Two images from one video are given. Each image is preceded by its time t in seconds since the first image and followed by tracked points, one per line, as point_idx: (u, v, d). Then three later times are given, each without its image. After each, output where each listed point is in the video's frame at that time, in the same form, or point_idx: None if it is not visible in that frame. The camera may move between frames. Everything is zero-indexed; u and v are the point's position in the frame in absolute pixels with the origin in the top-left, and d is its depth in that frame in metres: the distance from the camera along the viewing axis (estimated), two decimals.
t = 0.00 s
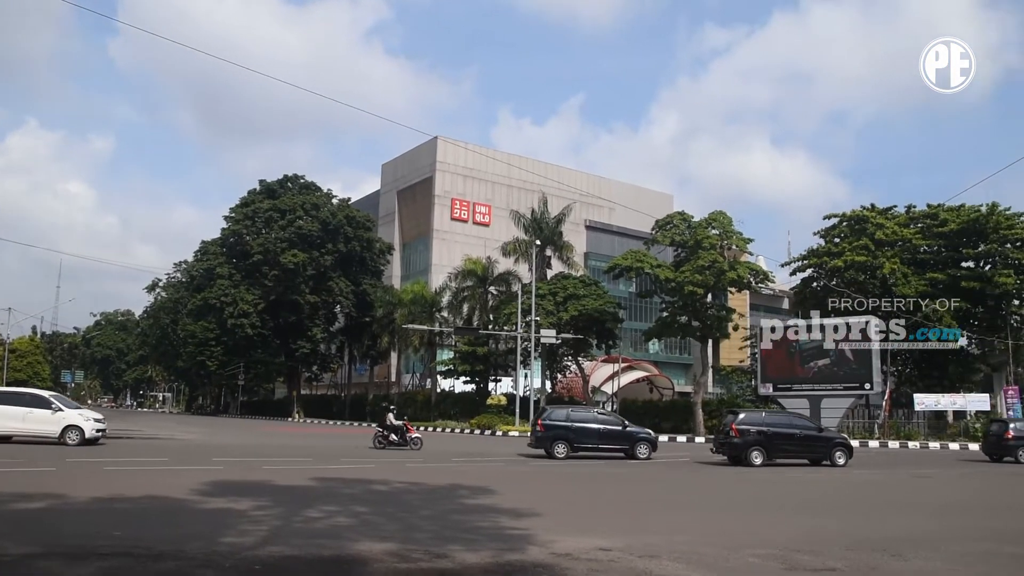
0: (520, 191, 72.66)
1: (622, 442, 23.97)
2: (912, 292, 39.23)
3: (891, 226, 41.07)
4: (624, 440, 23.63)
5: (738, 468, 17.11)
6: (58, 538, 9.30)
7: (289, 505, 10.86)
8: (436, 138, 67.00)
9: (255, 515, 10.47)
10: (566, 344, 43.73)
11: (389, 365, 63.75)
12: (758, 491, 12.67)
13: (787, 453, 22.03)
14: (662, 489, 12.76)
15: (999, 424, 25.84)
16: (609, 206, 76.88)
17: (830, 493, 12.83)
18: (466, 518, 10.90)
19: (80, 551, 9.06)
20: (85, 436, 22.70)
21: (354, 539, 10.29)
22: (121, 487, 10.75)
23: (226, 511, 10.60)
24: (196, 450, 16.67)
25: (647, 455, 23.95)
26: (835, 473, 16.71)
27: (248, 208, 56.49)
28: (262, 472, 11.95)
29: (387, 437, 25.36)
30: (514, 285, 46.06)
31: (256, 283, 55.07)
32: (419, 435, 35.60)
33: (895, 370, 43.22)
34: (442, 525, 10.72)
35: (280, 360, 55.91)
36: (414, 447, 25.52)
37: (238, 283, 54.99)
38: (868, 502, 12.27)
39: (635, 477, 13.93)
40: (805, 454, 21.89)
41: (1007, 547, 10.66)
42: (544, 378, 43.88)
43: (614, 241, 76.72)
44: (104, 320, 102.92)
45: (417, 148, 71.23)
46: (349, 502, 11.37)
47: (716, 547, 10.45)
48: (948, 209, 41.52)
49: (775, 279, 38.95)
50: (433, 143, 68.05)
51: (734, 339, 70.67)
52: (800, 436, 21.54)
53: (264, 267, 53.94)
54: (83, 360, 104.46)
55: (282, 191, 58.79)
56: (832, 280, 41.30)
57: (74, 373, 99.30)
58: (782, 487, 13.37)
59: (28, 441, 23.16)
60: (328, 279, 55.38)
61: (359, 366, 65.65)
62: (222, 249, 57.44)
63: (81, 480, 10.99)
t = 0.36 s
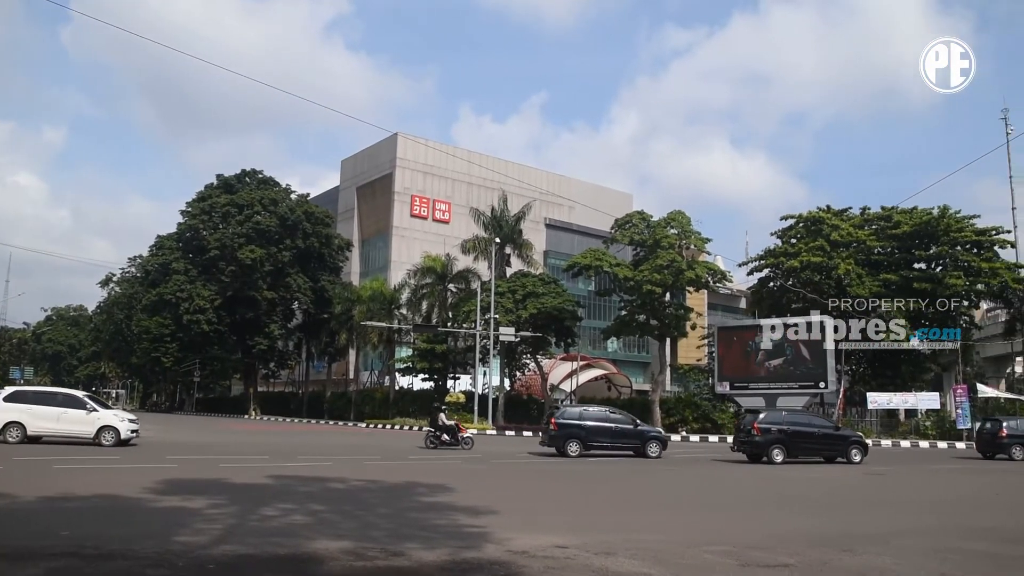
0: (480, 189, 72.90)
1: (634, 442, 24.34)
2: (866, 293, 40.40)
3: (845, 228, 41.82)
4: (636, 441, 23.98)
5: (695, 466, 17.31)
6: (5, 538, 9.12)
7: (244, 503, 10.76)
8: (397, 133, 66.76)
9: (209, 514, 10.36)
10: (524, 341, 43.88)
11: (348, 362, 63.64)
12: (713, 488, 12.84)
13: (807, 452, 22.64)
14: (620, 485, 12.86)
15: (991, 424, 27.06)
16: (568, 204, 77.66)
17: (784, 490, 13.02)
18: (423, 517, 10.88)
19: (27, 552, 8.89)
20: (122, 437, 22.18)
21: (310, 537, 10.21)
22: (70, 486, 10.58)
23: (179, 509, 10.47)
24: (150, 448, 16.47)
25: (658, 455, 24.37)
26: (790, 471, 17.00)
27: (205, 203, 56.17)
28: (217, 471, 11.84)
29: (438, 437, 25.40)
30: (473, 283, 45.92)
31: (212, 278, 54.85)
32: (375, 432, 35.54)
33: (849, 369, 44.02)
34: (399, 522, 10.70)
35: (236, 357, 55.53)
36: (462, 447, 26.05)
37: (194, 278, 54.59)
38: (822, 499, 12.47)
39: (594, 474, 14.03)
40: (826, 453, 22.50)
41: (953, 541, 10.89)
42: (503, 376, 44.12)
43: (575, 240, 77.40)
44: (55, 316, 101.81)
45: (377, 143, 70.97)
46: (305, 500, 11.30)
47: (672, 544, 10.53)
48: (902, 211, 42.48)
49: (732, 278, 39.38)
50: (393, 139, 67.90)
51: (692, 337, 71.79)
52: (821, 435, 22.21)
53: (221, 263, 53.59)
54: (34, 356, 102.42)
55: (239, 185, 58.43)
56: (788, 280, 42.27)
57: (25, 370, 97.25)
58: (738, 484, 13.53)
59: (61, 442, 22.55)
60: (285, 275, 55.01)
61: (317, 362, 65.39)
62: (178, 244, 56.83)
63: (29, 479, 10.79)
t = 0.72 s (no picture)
0: (447, 187, 72.82)
1: (646, 442, 24.95)
2: (829, 293, 40.84)
3: (809, 228, 42.70)
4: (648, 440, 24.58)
5: (659, 464, 17.47)
6: None
7: (205, 501, 10.66)
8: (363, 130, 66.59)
9: (169, 513, 10.24)
10: (490, 339, 44.10)
11: (312, 359, 63.46)
12: (675, 486, 12.96)
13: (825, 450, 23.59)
14: (584, 483, 12.91)
15: (989, 423, 28.81)
16: (535, 204, 78.13)
17: (746, 489, 13.15)
18: (386, 515, 10.83)
19: None
20: (162, 436, 22.48)
21: (270, 535, 10.12)
22: (27, 485, 10.42)
23: (138, 508, 10.34)
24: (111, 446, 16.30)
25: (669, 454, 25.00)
26: (752, 469, 17.24)
27: (169, 198, 55.58)
28: (178, 469, 11.72)
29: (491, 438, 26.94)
30: (439, 281, 45.89)
31: (175, 274, 54.44)
32: (338, 430, 35.41)
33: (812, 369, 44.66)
34: (362, 521, 10.64)
35: (199, 354, 55.08)
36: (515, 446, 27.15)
37: (157, 274, 53.94)
38: (782, 498, 12.62)
39: (559, 472, 14.08)
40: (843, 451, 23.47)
41: (910, 538, 11.03)
42: (468, 373, 44.26)
43: (541, 239, 77.91)
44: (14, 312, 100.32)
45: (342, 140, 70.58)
46: (267, 498, 11.22)
47: (634, 542, 10.57)
48: (864, 214, 43.17)
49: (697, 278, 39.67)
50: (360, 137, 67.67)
51: (658, 337, 72.79)
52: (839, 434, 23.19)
53: (184, 258, 53.20)
54: None
55: (203, 180, 58.00)
56: (753, 280, 43.14)
57: None
58: (701, 482, 13.64)
59: (100, 441, 22.75)
60: (250, 271, 54.68)
61: (281, 359, 65.10)
62: (140, 239, 56.10)
63: None
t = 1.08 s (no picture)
0: (408, 183, 72.57)
1: (654, 440, 25.43)
2: (786, 293, 41.48)
3: (768, 229, 43.21)
4: (657, 438, 25.10)
5: (619, 461, 17.62)
6: None
7: (160, 500, 10.53)
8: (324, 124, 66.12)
9: (122, 511, 10.09)
10: (450, 336, 43.81)
11: (271, 356, 63.11)
12: (632, 484, 13.05)
13: (835, 447, 25.29)
14: (544, 480, 12.96)
15: (977, 422, 30.33)
16: (496, 201, 78.41)
17: (703, 486, 13.29)
18: (344, 512, 10.78)
19: None
20: (200, 437, 22.11)
21: (225, 533, 10.00)
22: None
23: (90, 507, 10.18)
24: (65, 444, 16.04)
25: (675, 453, 25.56)
26: (710, 466, 17.46)
27: (125, 191, 54.78)
28: (132, 468, 11.56)
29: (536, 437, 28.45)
30: (399, 277, 46.33)
31: (132, 268, 53.73)
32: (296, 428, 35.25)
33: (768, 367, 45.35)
34: (320, 519, 10.58)
35: (156, 351, 54.40)
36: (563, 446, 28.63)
37: (112, 269, 53.12)
38: (739, 494, 12.78)
39: (518, 470, 14.13)
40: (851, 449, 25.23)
41: (863, 533, 11.21)
42: (428, 371, 44.20)
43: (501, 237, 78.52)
44: None
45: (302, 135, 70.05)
46: (223, 496, 11.11)
47: (592, 540, 10.61)
48: (821, 215, 43.72)
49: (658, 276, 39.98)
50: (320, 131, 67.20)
51: (617, 335, 73.51)
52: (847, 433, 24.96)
53: (141, 253, 52.51)
54: None
55: (161, 173, 57.17)
56: (712, 279, 43.75)
57: None
58: (660, 479, 13.75)
59: (136, 443, 22.53)
60: (208, 266, 54.28)
61: (239, 355, 64.58)
62: (95, 233, 55.11)
63: None
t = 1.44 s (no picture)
0: (372, 182, 72.43)
1: (665, 440, 25.76)
2: (748, 292, 41.91)
3: (730, 229, 43.48)
4: (668, 438, 25.46)
5: (585, 462, 17.72)
6: None
7: (118, 503, 10.41)
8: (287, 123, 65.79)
9: (79, 515, 9.96)
10: (415, 336, 43.69)
11: (234, 356, 62.64)
12: (597, 484, 13.12)
13: (842, 444, 25.99)
14: (509, 479, 12.98)
15: (969, 419, 31.20)
16: (460, 201, 78.35)
17: (667, 485, 13.41)
18: (305, 514, 10.72)
19: None
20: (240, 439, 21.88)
21: (183, 536, 9.90)
22: None
23: (46, 510, 10.04)
24: (23, 448, 15.82)
25: (684, 451, 25.96)
26: (675, 466, 17.61)
27: (83, 189, 54.02)
28: (91, 472, 11.42)
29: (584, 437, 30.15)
30: (363, 277, 46.34)
31: (91, 268, 53.07)
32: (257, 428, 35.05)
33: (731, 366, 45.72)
34: (281, 520, 10.50)
35: (115, 352, 53.76)
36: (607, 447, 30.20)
37: (70, 268, 52.36)
38: (701, 492, 12.89)
39: (483, 471, 14.15)
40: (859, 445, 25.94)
41: (823, 530, 11.34)
42: (391, 370, 44.09)
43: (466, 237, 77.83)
44: None
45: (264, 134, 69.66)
46: (183, 498, 11.01)
47: (555, 539, 10.64)
48: (783, 215, 44.30)
49: (622, 275, 40.22)
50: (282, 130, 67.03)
51: (581, 335, 73.93)
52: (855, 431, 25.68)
53: (100, 252, 51.87)
54: None
55: (120, 171, 56.57)
56: (676, 279, 43.95)
57: None
58: (624, 479, 13.83)
59: (176, 450, 22.29)
60: (169, 266, 53.76)
61: (200, 355, 63.89)
62: (52, 232, 54.32)
63: None
